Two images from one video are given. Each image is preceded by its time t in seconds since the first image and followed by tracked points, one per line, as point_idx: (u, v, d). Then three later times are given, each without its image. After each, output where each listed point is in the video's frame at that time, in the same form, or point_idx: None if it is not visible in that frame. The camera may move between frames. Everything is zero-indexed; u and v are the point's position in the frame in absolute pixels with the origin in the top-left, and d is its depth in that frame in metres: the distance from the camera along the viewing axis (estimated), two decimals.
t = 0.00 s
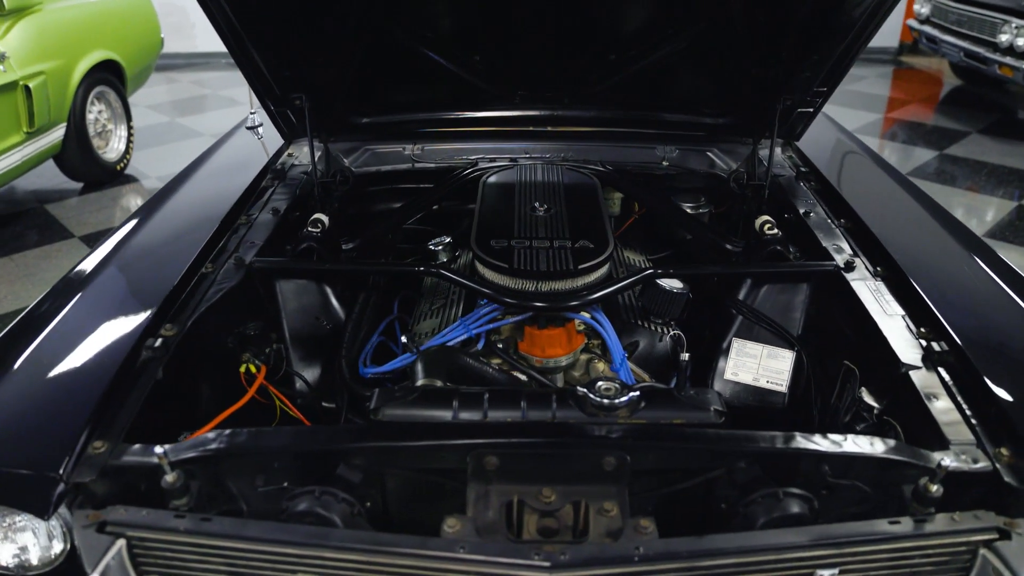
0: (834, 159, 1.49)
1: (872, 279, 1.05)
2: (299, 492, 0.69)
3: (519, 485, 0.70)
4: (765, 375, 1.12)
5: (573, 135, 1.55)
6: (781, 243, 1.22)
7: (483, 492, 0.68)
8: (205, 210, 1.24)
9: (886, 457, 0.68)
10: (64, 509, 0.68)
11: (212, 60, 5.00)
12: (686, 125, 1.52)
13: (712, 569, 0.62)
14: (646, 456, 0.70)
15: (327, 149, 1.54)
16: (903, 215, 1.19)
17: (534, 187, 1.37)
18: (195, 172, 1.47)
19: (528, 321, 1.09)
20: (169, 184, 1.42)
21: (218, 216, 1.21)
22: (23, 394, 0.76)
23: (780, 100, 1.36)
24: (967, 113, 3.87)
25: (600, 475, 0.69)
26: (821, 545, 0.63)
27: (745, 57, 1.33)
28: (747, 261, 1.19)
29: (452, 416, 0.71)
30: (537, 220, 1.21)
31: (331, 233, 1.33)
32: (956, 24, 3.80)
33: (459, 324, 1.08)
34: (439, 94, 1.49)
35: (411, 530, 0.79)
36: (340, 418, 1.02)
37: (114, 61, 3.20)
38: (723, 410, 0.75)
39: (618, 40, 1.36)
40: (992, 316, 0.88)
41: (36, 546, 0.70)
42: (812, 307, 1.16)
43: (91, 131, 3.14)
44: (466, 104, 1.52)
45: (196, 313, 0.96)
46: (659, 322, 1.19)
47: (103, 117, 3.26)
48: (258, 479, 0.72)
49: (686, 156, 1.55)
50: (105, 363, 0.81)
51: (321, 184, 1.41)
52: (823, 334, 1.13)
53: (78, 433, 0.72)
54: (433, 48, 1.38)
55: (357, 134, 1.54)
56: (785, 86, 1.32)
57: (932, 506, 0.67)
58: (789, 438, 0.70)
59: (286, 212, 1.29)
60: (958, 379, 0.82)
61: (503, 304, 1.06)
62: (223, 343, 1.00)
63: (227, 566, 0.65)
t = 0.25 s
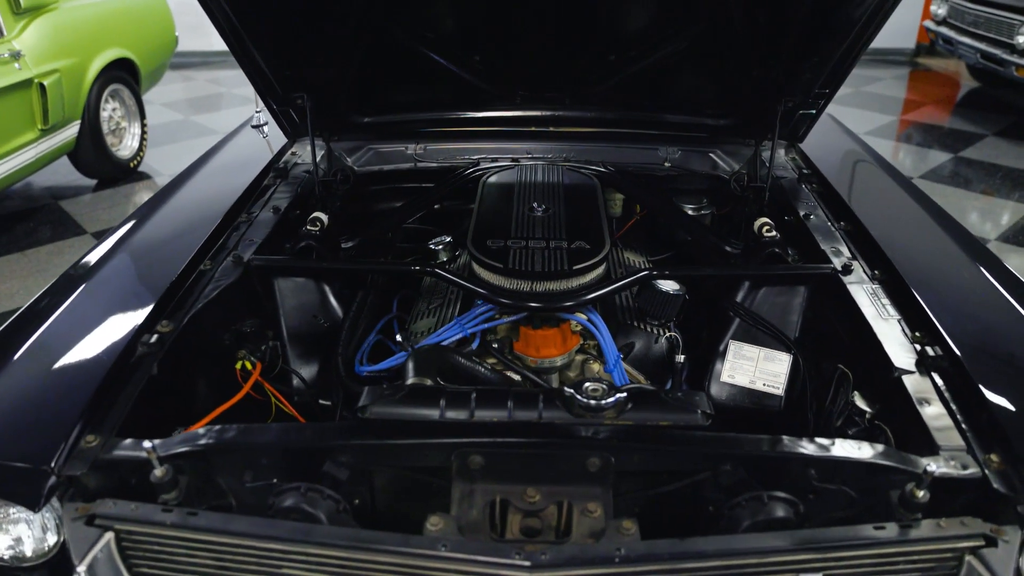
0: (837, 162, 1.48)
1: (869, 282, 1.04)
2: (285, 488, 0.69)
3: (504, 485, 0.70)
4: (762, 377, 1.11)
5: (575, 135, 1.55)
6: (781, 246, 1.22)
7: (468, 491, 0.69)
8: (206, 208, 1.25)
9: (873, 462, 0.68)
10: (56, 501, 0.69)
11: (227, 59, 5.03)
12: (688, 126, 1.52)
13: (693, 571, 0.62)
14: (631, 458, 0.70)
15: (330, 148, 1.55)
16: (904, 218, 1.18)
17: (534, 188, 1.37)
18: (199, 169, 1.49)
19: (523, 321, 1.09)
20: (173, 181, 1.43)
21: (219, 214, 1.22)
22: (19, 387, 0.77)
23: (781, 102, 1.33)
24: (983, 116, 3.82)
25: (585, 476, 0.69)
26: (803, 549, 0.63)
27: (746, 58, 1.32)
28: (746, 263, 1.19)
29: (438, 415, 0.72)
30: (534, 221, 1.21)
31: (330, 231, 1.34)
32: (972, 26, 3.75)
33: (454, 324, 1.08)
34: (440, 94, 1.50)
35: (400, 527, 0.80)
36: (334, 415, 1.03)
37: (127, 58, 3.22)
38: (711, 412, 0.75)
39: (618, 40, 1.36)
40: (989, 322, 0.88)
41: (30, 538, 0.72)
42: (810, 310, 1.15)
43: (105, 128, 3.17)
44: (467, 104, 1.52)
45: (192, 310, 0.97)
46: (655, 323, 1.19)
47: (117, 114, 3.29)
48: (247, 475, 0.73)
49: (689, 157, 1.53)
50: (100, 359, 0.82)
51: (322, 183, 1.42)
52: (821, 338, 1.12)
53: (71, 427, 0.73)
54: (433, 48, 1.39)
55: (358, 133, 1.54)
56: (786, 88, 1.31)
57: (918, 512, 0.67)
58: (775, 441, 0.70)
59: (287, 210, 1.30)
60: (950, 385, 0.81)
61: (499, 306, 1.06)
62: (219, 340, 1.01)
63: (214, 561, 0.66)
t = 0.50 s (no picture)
0: (840, 165, 1.48)
1: (866, 286, 1.03)
2: (272, 485, 0.70)
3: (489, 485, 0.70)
4: (758, 381, 1.11)
5: (576, 136, 1.55)
6: (779, 248, 1.21)
7: (452, 490, 0.69)
8: (207, 207, 1.27)
9: (859, 467, 0.68)
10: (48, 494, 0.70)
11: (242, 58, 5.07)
12: (689, 128, 1.51)
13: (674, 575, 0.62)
14: (615, 459, 0.70)
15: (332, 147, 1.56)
16: (904, 222, 1.17)
17: (533, 188, 1.37)
18: (202, 168, 1.50)
19: (518, 322, 1.09)
20: (176, 180, 1.45)
21: (220, 212, 1.24)
22: (16, 381, 0.79)
23: (782, 104, 1.33)
24: (1000, 119, 3.78)
25: (569, 477, 0.70)
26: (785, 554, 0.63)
27: (746, 60, 1.32)
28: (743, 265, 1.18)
29: (425, 414, 0.72)
30: (532, 222, 1.21)
31: (330, 230, 1.35)
32: (989, 28, 3.71)
33: (449, 324, 1.09)
34: (441, 94, 1.50)
35: (388, 526, 0.81)
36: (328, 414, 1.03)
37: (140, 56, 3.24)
38: (697, 415, 0.75)
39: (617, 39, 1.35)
40: (984, 328, 0.87)
41: (25, 530, 0.73)
42: (807, 313, 1.15)
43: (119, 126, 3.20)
44: (469, 104, 1.53)
45: (189, 307, 0.98)
46: (652, 325, 1.19)
47: (131, 112, 3.31)
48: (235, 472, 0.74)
49: (691, 159, 1.53)
50: (96, 354, 0.83)
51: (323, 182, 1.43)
52: (818, 342, 1.12)
53: (64, 422, 0.74)
54: (433, 48, 1.39)
55: (361, 133, 1.56)
56: (786, 89, 1.31)
57: (904, 519, 0.66)
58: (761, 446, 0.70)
59: (287, 209, 1.31)
60: (943, 390, 0.80)
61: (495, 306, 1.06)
62: (215, 337, 1.02)
63: (201, 555, 0.67)
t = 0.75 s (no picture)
0: (844, 168, 1.47)
1: (863, 290, 1.03)
2: (260, 482, 0.71)
3: (474, 485, 0.70)
4: (755, 384, 1.10)
5: (577, 137, 1.55)
6: (777, 252, 1.21)
7: (438, 490, 0.69)
8: (209, 206, 1.28)
9: (845, 472, 0.67)
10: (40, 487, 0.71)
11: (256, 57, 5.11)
12: (691, 129, 1.51)
13: None
14: (601, 461, 0.70)
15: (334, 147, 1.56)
16: (906, 226, 1.17)
17: (533, 189, 1.38)
18: (206, 167, 1.52)
19: (513, 322, 1.09)
20: (180, 178, 1.46)
21: (220, 211, 1.25)
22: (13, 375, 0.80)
23: (783, 105, 1.32)
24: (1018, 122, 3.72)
25: (554, 478, 0.70)
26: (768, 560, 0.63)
27: (747, 61, 1.31)
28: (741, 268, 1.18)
29: (412, 413, 0.73)
30: (529, 222, 1.21)
31: (330, 229, 1.36)
32: (1007, 30, 3.66)
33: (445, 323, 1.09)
34: (442, 95, 1.51)
35: (378, 524, 0.81)
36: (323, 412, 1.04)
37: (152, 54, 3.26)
38: (685, 418, 0.75)
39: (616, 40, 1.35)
40: (980, 334, 0.86)
41: (21, 522, 0.75)
42: (804, 318, 1.15)
43: (133, 125, 3.23)
44: (470, 104, 1.53)
45: (186, 304, 0.99)
46: (648, 327, 1.20)
47: (144, 109, 3.33)
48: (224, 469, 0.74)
49: (694, 160, 1.52)
50: (92, 350, 0.85)
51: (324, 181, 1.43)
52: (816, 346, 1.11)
53: (58, 417, 0.75)
54: (433, 48, 1.40)
55: (364, 132, 1.57)
56: (787, 91, 1.30)
57: (890, 525, 0.66)
58: (748, 450, 0.70)
59: (287, 208, 1.32)
60: (936, 396, 0.80)
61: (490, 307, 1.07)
62: (212, 334, 1.03)
63: (189, 550, 0.68)
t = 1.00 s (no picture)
0: (847, 171, 1.46)
1: (860, 294, 1.02)
2: (247, 478, 0.72)
3: (460, 484, 0.71)
4: (751, 388, 1.10)
5: (579, 138, 1.55)
6: (775, 254, 1.20)
7: (424, 489, 0.70)
8: (210, 204, 1.29)
9: (832, 477, 0.67)
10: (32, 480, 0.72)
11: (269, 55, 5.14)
12: (693, 131, 1.50)
13: None
14: (586, 462, 0.70)
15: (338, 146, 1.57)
16: (907, 230, 1.16)
17: (532, 189, 1.38)
18: (210, 164, 1.53)
19: (507, 322, 1.09)
20: (183, 176, 1.47)
21: (220, 209, 1.26)
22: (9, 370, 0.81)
23: (784, 107, 1.32)
24: None
25: (539, 479, 0.70)
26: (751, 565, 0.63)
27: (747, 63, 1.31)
28: (739, 271, 1.17)
29: (400, 412, 0.73)
30: (527, 223, 1.22)
31: (329, 228, 1.36)
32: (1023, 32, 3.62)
33: (439, 323, 1.10)
34: (443, 95, 1.51)
35: (366, 522, 0.81)
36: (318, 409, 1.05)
37: (164, 52, 3.28)
38: (673, 421, 0.74)
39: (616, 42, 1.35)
40: (976, 340, 0.85)
41: (15, 514, 0.75)
42: (801, 322, 1.14)
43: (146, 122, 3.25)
44: (471, 105, 1.53)
45: (182, 301, 1.00)
46: (644, 329, 1.20)
47: (157, 107, 3.36)
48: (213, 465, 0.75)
49: (695, 162, 1.51)
50: (87, 346, 0.86)
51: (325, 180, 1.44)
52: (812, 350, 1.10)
53: (51, 411, 0.76)
54: (434, 49, 1.40)
55: (366, 131, 1.58)
56: (788, 93, 1.29)
57: (876, 531, 0.66)
58: (734, 454, 0.69)
59: (288, 206, 1.33)
60: (928, 402, 0.79)
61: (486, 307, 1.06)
62: (209, 331, 1.04)
63: (178, 545, 0.69)
